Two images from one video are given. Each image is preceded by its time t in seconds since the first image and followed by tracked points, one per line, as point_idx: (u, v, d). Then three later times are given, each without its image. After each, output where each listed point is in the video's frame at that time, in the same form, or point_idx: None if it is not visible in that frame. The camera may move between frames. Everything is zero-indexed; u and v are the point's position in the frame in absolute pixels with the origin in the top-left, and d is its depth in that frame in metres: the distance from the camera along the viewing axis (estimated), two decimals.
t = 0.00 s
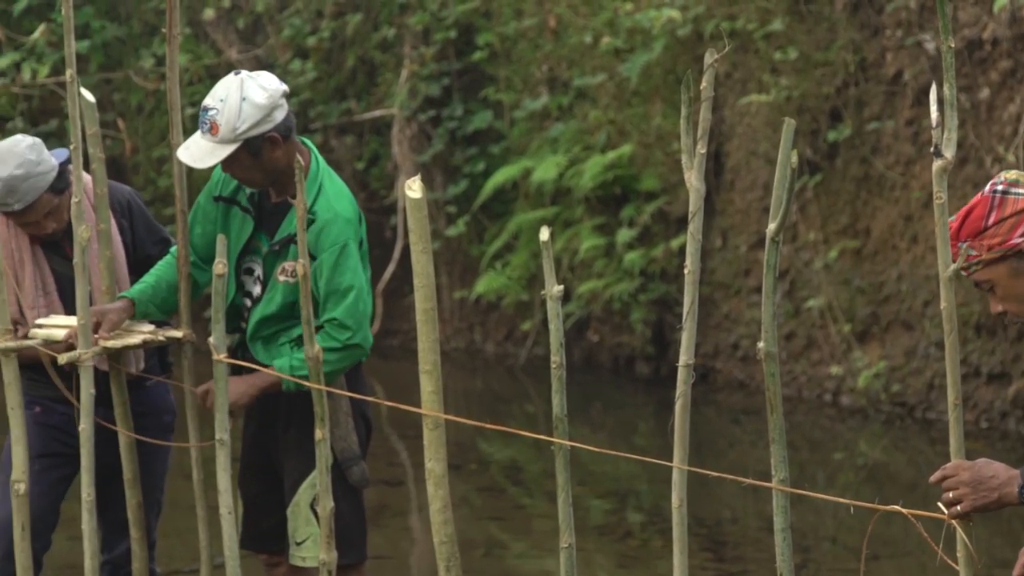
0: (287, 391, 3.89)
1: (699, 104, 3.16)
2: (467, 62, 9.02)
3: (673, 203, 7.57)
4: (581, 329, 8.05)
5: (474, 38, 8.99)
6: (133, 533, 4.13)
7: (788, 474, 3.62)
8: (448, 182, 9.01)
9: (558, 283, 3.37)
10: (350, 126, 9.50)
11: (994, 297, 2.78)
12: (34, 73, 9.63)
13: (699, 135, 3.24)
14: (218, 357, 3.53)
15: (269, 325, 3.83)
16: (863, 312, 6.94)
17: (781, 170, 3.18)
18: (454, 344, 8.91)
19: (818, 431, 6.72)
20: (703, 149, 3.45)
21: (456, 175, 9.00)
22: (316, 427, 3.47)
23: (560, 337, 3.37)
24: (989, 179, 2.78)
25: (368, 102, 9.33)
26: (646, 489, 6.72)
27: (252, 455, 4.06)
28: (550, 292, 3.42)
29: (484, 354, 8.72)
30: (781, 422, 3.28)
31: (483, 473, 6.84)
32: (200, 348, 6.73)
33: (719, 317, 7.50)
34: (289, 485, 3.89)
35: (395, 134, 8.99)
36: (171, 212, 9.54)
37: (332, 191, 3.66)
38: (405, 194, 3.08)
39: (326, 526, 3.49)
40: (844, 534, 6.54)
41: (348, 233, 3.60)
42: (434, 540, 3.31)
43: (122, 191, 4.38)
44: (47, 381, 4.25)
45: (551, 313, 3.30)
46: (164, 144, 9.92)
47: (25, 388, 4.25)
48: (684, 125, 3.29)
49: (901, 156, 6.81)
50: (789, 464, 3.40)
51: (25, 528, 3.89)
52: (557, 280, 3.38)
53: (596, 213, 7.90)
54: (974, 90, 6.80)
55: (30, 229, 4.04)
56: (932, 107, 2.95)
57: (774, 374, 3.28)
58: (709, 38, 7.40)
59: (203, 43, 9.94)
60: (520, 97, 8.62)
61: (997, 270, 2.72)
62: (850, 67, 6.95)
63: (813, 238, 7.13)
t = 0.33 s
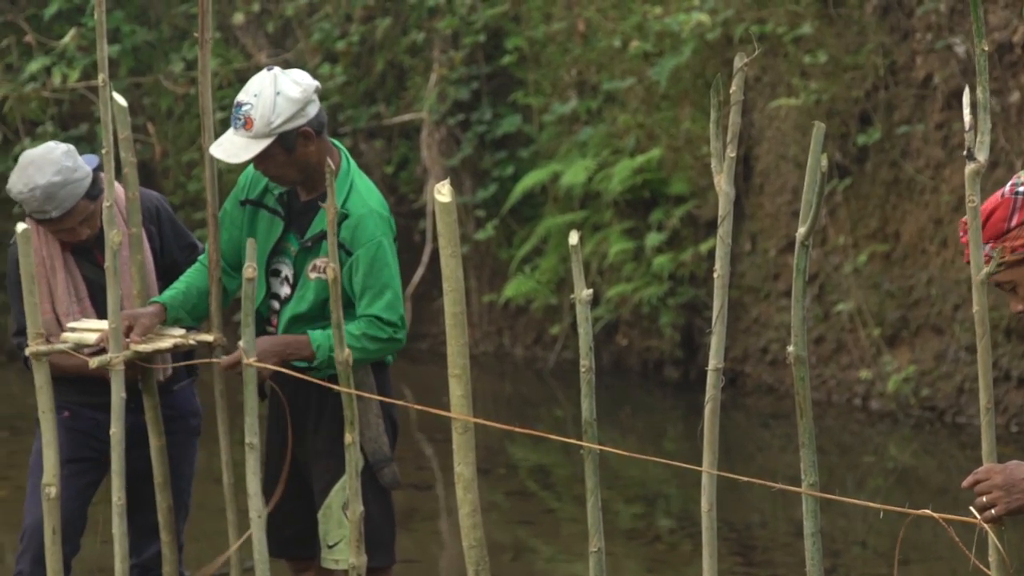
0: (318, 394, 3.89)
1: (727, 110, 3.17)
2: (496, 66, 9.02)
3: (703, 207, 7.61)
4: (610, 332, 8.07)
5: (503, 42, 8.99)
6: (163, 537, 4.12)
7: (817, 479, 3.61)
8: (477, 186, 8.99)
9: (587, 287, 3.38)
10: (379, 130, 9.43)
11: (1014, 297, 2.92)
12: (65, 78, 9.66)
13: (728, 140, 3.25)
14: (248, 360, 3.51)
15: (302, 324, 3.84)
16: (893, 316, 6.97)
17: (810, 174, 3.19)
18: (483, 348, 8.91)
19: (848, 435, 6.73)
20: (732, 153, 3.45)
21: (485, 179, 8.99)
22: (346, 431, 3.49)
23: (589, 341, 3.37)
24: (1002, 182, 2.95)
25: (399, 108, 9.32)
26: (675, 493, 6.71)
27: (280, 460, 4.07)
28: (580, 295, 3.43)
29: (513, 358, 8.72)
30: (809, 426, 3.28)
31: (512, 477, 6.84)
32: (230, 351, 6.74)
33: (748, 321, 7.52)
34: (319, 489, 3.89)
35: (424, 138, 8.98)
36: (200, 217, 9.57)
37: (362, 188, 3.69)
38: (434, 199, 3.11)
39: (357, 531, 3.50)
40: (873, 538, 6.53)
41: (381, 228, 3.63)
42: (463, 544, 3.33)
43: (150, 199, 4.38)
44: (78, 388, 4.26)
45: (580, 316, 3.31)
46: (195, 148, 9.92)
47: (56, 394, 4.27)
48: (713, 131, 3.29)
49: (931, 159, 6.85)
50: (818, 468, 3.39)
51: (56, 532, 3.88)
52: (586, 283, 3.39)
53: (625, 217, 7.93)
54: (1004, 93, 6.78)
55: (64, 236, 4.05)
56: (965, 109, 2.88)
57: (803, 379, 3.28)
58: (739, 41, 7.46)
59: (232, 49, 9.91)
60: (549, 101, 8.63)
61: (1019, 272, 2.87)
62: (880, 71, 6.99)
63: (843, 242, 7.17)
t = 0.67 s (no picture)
0: (344, 397, 3.89)
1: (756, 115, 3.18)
2: (524, 70, 9.05)
3: (731, 211, 7.69)
4: (638, 336, 8.12)
5: (531, 45, 9.02)
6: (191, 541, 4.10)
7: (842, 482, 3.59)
8: (505, 190, 9.01)
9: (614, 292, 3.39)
10: (407, 134, 9.39)
11: None
12: (94, 82, 9.75)
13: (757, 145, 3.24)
14: (276, 365, 3.50)
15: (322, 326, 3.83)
16: (922, 320, 7.01)
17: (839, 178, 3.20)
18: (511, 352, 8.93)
19: (876, 439, 6.75)
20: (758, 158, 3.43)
21: (513, 183, 9.00)
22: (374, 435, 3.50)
23: (617, 345, 3.35)
24: None
25: (428, 111, 9.31)
26: (703, 498, 6.70)
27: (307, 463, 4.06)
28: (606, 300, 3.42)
29: (541, 362, 8.74)
30: (837, 430, 3.26)
31: (540, 481, 6.85)
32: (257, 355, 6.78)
33: (776, 325, 7.61)
34: (343, 493, 3.88)
35: (452, 142, 8.96)
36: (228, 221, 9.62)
37: (387, 191, 3.72)
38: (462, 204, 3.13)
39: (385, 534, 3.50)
40: (901, 543, 6.50)
41: (401, 232, 3.67)
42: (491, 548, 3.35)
43: (182, 200, 4.35)
44: (109, 392, 4.24)
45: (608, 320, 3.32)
46: (223, 151, 9.94)
47: (87, 397, 4.25)
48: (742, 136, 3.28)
49: (960, 163, 6.93)
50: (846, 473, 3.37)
51: (85, 535, 3.86)
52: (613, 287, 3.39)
53: (653, 221, 8.00)
54: None
55: (95, 227, 4.06)
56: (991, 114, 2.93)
57: (831, 383, 3.26)
58: (767, 46, 7.57)
59: (261, 52, 9.80)
60: (577, 105, 8.67)
61: None
62: (909, 74, 7.08)
63: (871, 245, 7.23)
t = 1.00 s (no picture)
0: (367, 398, 3.88)
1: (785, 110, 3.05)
2: (550, 73, 9.06)
3: (759, 213, 7.71)
4: (665, 339, 8.14)
5: (558, 48, 9.04)
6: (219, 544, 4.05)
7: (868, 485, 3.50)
8: (531, 193, 8.99)
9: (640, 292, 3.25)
10: (434, 137, 9.38)
11: None
12: (122, 86, 9.77)
13: (787, 141, 3.11)
14: (303, 367, 3.45)
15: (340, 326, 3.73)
16: (950, 322, 7.03)
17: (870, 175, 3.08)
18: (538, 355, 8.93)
19: (906, 442, 6.74)
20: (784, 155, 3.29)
21: (539, 186, 9.00)
22: (400, 438, 3.44)
23: (645, 346, 3.22)
24: None
25: (455, 113, 9.30)
26: (731, 502, 6.68)
27: (329, 464, 4.06)
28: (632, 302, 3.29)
29: (568, 364, 8.75)
30: (868, 432, 3.17)
31: (567, 484, 6.84)
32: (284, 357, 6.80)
33: (804, 328, 7.64)
34: (364, 495, 3.86)
35: (479, 144, 8.94)
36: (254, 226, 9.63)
37: (408, 192, 3.74)
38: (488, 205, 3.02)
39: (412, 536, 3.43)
40: (930, 546, 6.47)
41: (414, 233, 3.67)
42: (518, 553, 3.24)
43: (221, 198, 4.36)
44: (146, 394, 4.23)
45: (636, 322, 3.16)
46: (251, 155, 9.88)
47: (122, 398, 4.24)
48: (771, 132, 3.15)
49: (989, 164, 6.96)
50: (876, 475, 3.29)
51: (114, 538, 3.83)
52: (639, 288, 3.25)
53: (680, 224, 8.01)
54: None
55: (129, 216, 4.05)
56: None
57: (862, 386, 3.16)
58: (795, 48, 7.59)
59: (288, 55, 9.80)
60: (604, 107, 8.72)
61: None
62: (937, 76, 7.10)
63: (900, 248, 7.25)
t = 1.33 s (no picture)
0: (396, 400, 3.85)
1: (814, 115, 3.09)
2: (581, 75, 9.06)
3: (790, 214, 7.72)
4: (697, 340, 8.17)
5: (589, 50, 9.03)
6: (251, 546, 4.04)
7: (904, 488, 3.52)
8: (562, 194, 8.99)
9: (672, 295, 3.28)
10: (465, 139, 9.38)
11: None
12: (153, 89, 9.81)
13: (817, 146, 3.14)
14: (334, 369, 3.50)
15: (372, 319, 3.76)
16: (983, 323, 7.03)
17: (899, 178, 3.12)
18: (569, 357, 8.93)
19: (939, 444, 6.72)
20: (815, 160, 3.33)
21: (571, 187, 9.00)
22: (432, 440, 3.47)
23: (676, 347, 3.26)
24: None
25: (485, 116, 9.31)
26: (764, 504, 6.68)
27: (359, 465, 4.03)
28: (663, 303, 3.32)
29: (599, 367, 8.75)
30: (899, 434, 3.20)
31: (598, 486, 6.84)
32: (318, 360, 6.81)
33: (836, 329, 7.67)
34: (392, 497, 3.85)
35: (510, 146, 8.94)
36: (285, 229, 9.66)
37: (440, 190, 3.74)
38: (520, 209, 3.05)
39: (444, 538, 3.45)
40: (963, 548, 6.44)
41: (445, 229, 3.66)
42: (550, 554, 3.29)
43: (260, 200, 4.35)
44: (181, 396, 4.21)
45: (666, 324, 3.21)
46: (281, 158, 9.94)
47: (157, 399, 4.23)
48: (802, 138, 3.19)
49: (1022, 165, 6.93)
50: (908, 477, 3.31)
51: (146, 540, 3.83)
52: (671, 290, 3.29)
53: (711, 225, 8.04)
54: None
55: (165, 215, 4.03)
56: None
57: (893, 388, 3.19)
58: (827, 49, 7.62)
59: (319, 58, 9.73)
60: (635, 109, 8.74)
61: None
62: (969, 77, 7.09)
63: (932, 249, 7.25)
